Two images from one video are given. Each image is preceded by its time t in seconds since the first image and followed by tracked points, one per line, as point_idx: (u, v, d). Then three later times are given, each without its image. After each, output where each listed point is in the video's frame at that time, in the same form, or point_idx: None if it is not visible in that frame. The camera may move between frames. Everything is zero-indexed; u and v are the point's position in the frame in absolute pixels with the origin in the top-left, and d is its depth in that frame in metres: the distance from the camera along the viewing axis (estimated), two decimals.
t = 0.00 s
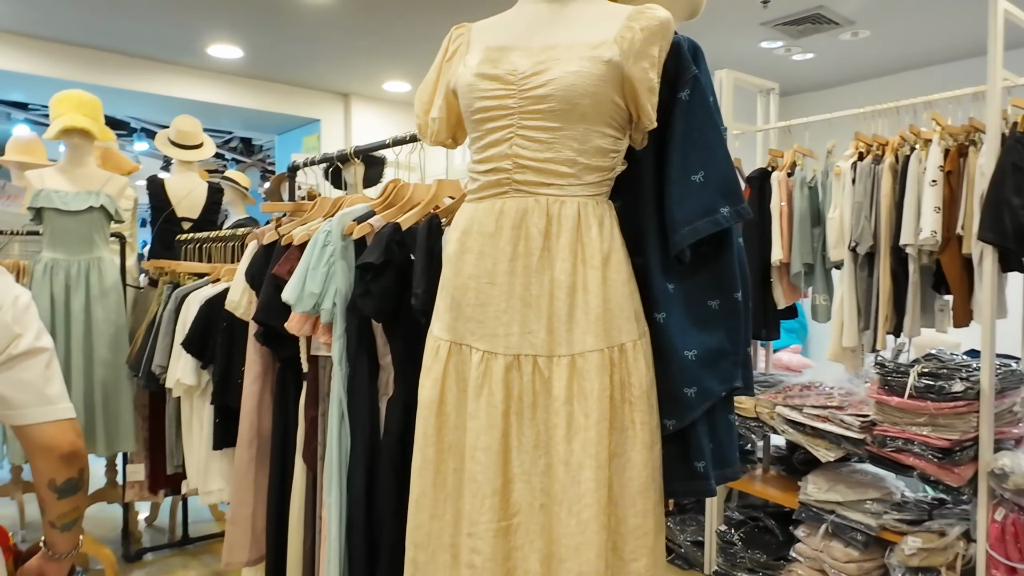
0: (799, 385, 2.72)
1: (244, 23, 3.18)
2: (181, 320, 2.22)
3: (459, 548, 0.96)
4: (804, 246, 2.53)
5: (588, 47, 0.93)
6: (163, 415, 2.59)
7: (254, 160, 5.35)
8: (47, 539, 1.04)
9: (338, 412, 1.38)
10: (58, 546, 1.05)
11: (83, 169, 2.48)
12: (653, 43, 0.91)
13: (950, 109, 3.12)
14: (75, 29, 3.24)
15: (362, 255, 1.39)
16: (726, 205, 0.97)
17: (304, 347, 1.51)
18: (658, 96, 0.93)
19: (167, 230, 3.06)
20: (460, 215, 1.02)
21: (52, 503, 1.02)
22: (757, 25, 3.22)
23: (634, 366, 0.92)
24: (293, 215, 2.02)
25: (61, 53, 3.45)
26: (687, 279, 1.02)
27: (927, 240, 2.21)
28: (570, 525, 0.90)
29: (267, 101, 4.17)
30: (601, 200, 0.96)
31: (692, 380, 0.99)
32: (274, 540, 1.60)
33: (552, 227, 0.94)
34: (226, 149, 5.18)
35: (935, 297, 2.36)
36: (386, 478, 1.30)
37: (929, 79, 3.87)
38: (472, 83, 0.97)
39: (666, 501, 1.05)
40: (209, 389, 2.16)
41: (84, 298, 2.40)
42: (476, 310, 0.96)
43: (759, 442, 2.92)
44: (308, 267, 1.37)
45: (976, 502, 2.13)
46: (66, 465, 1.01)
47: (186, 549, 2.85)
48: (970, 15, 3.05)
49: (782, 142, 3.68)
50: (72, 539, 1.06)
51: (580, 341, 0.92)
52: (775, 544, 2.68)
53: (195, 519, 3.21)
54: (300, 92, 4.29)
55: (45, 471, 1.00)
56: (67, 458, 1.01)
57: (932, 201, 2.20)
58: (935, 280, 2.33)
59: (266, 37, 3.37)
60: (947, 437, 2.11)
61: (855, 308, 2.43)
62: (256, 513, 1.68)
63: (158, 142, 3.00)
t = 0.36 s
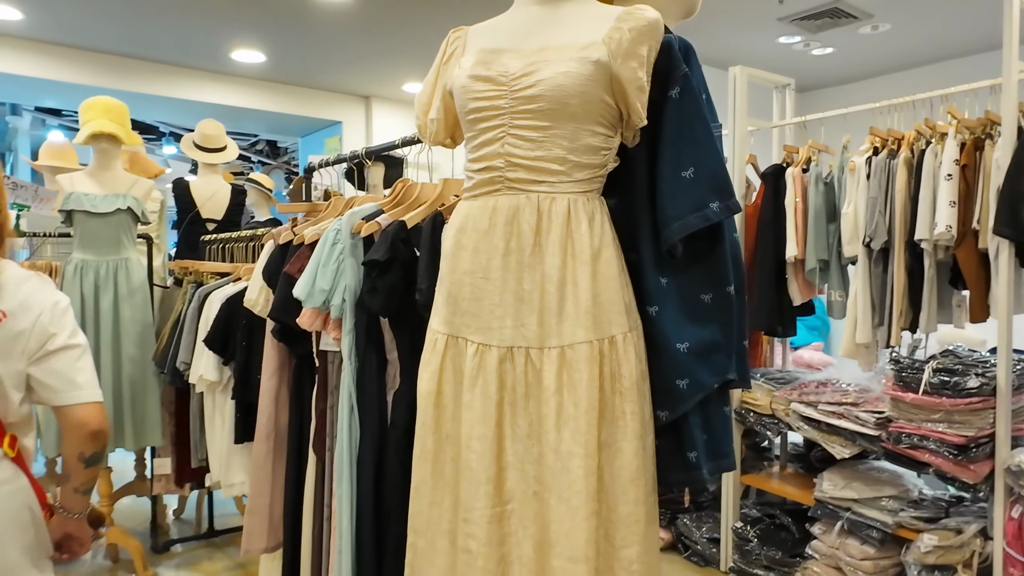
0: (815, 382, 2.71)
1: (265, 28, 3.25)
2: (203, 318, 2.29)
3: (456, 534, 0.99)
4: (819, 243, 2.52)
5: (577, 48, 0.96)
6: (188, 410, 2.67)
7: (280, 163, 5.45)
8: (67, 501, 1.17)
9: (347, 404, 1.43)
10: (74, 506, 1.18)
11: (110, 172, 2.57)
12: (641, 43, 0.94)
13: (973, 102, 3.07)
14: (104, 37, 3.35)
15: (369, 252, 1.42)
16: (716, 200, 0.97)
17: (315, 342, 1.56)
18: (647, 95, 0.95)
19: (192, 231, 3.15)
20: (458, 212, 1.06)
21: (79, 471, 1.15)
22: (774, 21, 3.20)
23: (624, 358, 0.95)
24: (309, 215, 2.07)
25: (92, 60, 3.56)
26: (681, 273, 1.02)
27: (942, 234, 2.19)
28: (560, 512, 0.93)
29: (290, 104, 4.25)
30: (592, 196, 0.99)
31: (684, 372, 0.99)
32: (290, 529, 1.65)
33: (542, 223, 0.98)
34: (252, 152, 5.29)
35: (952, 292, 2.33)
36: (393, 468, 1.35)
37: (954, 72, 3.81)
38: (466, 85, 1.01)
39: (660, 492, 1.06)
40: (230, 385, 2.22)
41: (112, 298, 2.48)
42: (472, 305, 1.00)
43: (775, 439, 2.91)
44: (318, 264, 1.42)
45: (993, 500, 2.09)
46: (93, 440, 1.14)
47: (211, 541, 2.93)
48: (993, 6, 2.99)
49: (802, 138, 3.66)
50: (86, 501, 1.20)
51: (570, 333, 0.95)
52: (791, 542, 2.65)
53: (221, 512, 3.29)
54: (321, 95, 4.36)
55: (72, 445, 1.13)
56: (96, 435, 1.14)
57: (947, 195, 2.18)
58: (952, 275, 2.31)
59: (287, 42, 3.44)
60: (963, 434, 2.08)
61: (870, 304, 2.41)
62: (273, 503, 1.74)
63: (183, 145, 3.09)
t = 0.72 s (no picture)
0: (843, 378, 2.67)
1: (297, 32, 3.33)
2: (239, 314, 2.38)
3: (474, 521, 1.04)
4: (847, 239, 2.50)
5: (587, 54, 1.00)
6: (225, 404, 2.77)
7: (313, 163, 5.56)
8: (132, 474, 1.35)
9: (371, 397, 1.48)
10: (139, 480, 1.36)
11: (150, 175, 2.67)
12: (650, 47, 0.97)
13: (1010, 93, 3.01)
14: (144, 44, 3.47)
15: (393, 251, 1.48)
16: (725, 199, 0.98)
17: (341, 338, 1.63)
18: (656, 97, 0.98)
19: (228, 231, 3.25)
20: (475, 213, 1.10)
21: (138, 444, 1.33)
22: (802, 15, 3.18)
23: (635, 352, 0.98)
24: (338, 215, 2.14)
25: (132, 66, 3.70)
26: (692, 270, 1.03)
27: (971, 230, 2.16)
28: (572, 500, 0.97)
29: (321, 105, 4.34)
30: (604, 196, 1.03)
31: (694, 367, 1.00)
32: (318, 518, 1.71)
33: (555, 222, 1.02)
34: (286, 152, 5.41)
35: (983, 288, 2.30)
36: (413, 459, 1.39)
37: (992, 62, 3.72)
38: (482, 91, 1.06)
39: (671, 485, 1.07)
40: (264, 379, 2.30)
41: (153, 296, 2.59)
42: (488, 301, 1.04)
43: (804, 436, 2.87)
44: (344, 263, 1.48)
45: None
46: (146, 414, 1.32)
47: (248, 530, 3.03)
48: None
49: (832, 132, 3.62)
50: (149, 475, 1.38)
51: (581, 329, 0.99)
52: (819, 539, 2.55)
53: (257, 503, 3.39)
54: (352, 96, 4.44)
55: (130, 419, 1.31)
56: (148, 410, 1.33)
57: (976, 189, 2.15)
58: (983, 271, 2.28)
59: (319, 45, 3.52)
60: (992, 431, 2.06)
61: (898, 300, 2.38)
62: (302, 491, 1.81)
63: (219, 148, 3.19)
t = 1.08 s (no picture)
0: (884, 376, 2.61)
1: (338, 32, 3.40)
2: (282, 308, 2.46)
3: (507, 509, 1.07)
4: (888, 235, 2.46)
5: (618, 55, 1.02)
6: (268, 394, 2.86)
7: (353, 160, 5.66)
8: (199, 436, 1.66)
9: (407, 389, 1.53)
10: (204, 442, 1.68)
11: (198, 174, 2.76)
12: (681, 47, 0.99)
13: None
14: (191, 46, 3.59)
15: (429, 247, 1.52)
16: (755, 196, 0.99)
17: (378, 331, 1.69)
18: (687, 96, 1.00)
19: (271, 228, 3.34)
20: (508, 210, 1.14)
21: (207, 411, 1.64)
22: (845, 7, 3.12)
23: (664, 347, 1.00)
24: (377, 212, 2.19)
25: (180, 67, 3.82)
26: (722, 267, 1.04)
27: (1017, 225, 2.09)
28: (602, 490, 1.00)
29: (361, 103, 4.42)
30: (635, 194, 1.05)
31: (724, 362, 1.01)
32: (356, 505, 1.77)
33: (586, 220, 1.05)
34: (327, 149, 5.52)
35: None
36: (447, 449, 1.43)
37: None
38: (515, 92, 1.10)
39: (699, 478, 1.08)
40: (306, 371, 2.38)
41: (201, 291, 2.69)
42: (521, 296, 1.08)
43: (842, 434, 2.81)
44: (382, 258, 1.53)
45: None
46: (210, 386, 1.61)
47: (290, 517, 3.13)
48: None
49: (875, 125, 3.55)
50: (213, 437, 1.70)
51: (611, 324, 1.01)
52: (857, 538, 2.51)
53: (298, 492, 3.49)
54: (391, 94, 4.51)
55: (200, 392, 1.61)
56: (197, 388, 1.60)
57: None
58: None
59: (358, 44, 3.59)
60: None
61: (941, 297, 2.33)
62: (339, 479, 1.86)
63: (263, 146, 3.29)
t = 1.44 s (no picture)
0: (929, 377, 2.51)
1: (377, 31, 3.45)
2: (323, 303, 2.52)
3: (540, 501, 1.10)
4: (934, 232, 2.38)
5: (652, 55, 1.03)
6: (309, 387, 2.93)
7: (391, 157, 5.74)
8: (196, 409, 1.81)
9: (445, 383, 1.55)
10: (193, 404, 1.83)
11: (243, 172, 2.84)
12: (716, 46, 0.99)
13: None
14: (236, 47, 3.68)
15: (467, 244, 1.54)
16: (791, 194, 1.00)
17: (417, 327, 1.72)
18: (722, 95, 1.00)
19: (313, 225, 3.40)
20: (544, 208, 1.16)
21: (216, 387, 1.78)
22: None
23: (697, 345, 1.01)
24: (415, 209, 2.22)
25: (226, 68, 3.92)
26: (756, 265, 1.04)
27: None
28: (634, 484, 1.01)
29: (400, 101, 4.48)
30: (668, 193, 1.06)
31: (757, 359, 1.02)
32: (393, 496, 1.81)
33: (620, 218, 1.06)
34: (366, 147, 5.61)
35: None
36: (485, 443, 1.46)
37: None
38: (551, 91, 1.11)
39: (732, 474, 1.08)
40: (346, 364, 2.43)
41: (246, 285, 2.77)
42: (555, 293, 1.10)
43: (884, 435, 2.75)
44: (421, 255, 1.56)
45: None
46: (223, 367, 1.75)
47: (330, 507, 3.21)
48: None
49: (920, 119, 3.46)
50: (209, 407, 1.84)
51: (644, 321, 1.03)
52: (898, 541, 2.45)
53: (338, 483, 3.57)
54: (430, 92, 4.56)
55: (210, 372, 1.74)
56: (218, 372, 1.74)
57: None
58: None
59: (397, 43, 3.64)
60: None
61: (989, 296, 2.27)
62: (378, 471, 1.91)
63: (305, 145, 3.36)
